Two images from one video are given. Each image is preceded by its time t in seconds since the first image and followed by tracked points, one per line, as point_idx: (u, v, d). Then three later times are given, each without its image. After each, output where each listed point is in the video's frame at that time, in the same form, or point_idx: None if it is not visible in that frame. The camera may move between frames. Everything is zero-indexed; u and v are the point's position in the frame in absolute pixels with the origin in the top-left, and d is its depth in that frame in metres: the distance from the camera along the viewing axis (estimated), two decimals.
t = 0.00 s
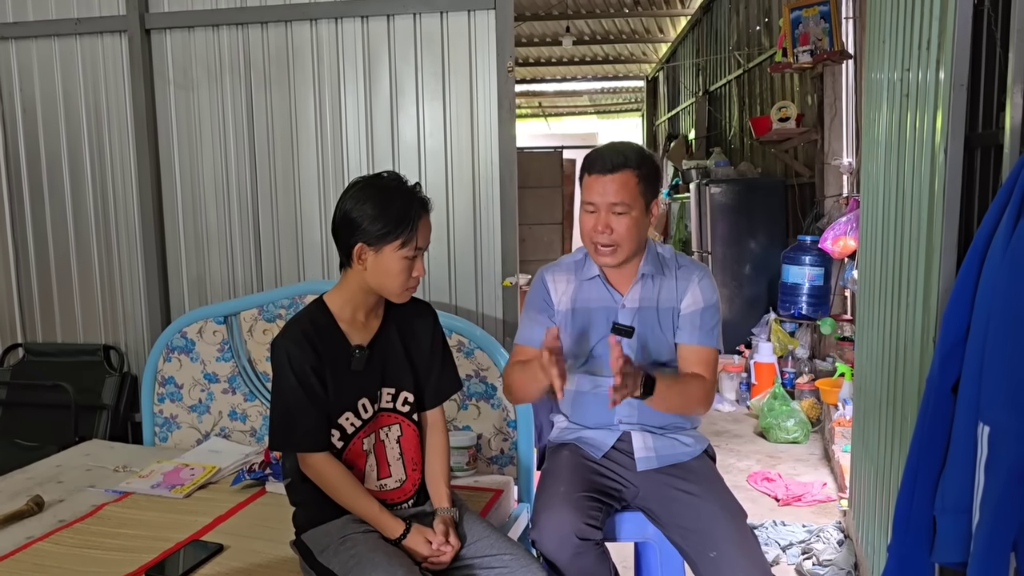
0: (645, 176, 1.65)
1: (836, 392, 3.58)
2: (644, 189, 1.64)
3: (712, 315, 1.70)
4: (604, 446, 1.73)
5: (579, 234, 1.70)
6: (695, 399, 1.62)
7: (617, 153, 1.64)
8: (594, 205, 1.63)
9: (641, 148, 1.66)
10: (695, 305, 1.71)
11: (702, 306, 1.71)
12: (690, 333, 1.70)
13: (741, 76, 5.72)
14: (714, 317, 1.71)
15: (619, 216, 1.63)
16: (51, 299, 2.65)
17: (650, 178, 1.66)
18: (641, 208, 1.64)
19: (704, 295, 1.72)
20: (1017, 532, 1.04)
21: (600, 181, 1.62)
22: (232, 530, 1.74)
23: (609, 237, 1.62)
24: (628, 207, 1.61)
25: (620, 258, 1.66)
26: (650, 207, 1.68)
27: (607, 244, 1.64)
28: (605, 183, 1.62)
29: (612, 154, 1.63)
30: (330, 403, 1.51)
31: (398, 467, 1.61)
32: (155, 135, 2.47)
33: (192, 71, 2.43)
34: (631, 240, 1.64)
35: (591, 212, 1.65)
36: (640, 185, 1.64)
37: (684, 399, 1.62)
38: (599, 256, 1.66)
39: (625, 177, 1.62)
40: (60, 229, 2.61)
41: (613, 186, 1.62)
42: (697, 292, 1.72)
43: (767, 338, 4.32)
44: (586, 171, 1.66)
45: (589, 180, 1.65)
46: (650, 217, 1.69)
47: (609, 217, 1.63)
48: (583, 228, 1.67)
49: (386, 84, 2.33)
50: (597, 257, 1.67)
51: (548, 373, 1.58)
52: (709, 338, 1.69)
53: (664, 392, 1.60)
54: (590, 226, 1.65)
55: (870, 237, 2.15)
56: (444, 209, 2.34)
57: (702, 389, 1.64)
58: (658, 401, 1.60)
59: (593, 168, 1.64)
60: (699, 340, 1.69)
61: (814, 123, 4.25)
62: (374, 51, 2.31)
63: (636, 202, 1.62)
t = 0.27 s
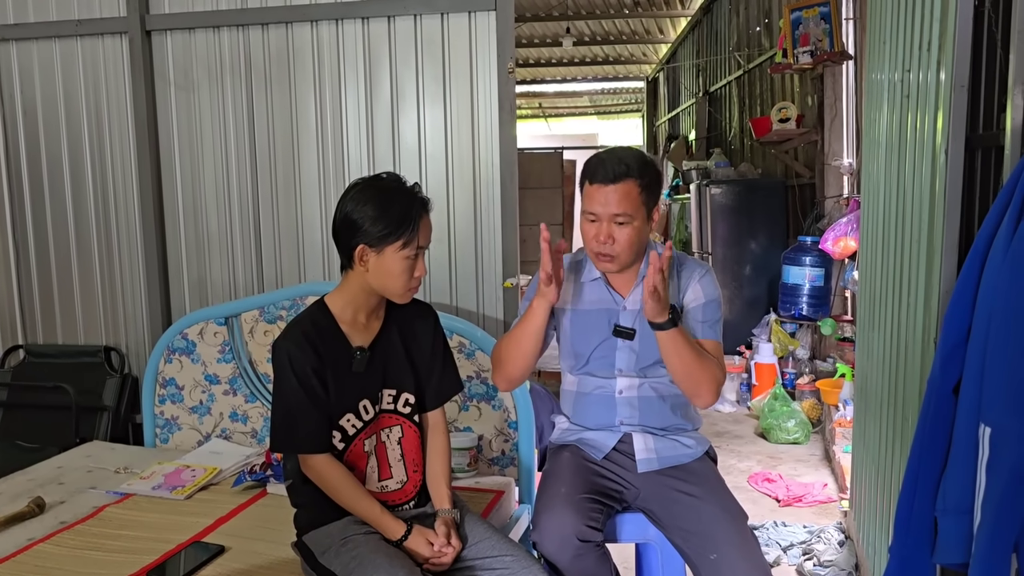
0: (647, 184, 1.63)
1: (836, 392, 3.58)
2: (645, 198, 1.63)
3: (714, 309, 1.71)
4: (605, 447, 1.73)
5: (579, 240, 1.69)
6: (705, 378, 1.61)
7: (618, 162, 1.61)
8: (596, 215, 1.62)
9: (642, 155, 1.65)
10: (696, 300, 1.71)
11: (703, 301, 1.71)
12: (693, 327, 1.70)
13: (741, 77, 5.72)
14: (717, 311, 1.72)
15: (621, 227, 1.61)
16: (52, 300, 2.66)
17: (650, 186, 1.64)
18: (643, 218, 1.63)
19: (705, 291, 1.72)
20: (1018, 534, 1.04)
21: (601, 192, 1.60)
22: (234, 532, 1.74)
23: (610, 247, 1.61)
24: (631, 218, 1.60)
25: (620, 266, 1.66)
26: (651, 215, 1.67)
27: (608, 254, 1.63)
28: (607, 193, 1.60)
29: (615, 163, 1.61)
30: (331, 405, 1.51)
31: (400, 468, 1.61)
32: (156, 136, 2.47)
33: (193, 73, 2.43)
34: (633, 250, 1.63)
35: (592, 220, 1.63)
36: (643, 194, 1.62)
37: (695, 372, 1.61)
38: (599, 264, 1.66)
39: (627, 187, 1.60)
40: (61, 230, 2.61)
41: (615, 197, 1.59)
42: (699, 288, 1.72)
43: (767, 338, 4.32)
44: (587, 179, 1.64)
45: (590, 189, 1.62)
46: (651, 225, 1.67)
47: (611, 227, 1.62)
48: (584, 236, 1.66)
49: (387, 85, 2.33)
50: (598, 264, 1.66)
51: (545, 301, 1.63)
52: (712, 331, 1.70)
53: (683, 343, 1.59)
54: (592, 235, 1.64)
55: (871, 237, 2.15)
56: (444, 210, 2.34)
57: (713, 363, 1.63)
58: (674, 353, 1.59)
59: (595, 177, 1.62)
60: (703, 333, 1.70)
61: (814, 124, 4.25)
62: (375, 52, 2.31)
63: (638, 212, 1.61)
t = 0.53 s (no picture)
0: (646, 188, 1.63)
1: (835, 391, 3.58)
2: (645, 203, 1.63)
3: (715, 310, 1.72)
4: (604, 446, 1.73)
5: (579, 244, 1.69)
6: (706, 376, 1.61)
7: (618, 167, 1.61)
8: (596, 220, 1.61)
9: (641, 159, 1.65)
10: (696, 302, 1.71)
11: (704, 302, 1.71)
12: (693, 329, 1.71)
13: (741, 76, 5.72)
14: (717, 312, 1.72)
15: (621, 232, 1.61)
16: (51, 299, 2.65)
17: (649, 190, 1.64)
18: (643, 223, 1.63)
19: (705, 292, 1.72)
20: (1017, 532, 1.04)
21: (601, 198, 1.60)
22: (233, 531, 1.74)
23: (610, 253, 1.62)
24: (631, 224, 1.60)
25: (619, 269, 1.67)
26: (651, 219, 1.67)
27: (607, 259, 1.63)
28: (607, 199, 1.59)
29: (614, 169, 1.60)
30: (330, 403, 1.51)
31: (398, 467, 1.61)
32: (154, 136, 2.47)
33: (192, 72, 2.43)
34: (632, 255, 1.64)
35: (592, 226, 1.63)
36: (643, 200, 1.62)
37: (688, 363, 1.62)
38: (599, 268, 1.66)
39: (626, 193, 1.59)
40: (60, 229, 2.61)
41: (615, 203, 1.59)
42: (699, 289, 1.72)
43: (767, 337, 4.32)
44: (587, 184, 1.63)
45: (590, 195, 1.62)
46: (650, 228, 1.68)
47: (611, 232, 1.62)
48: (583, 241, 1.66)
49: (385, 84, 2.32)
50: (597, 268, 1.67)
51: (548, 292, 1.64)
52: (711, 333, 1.71)
53: (686, 338, 1.59)
54: (591, 239, 1.64)
55: (870, 235, 2.15)
56: (443, 209, 2.34)
57: (715, 362, 1.64)
58: (677, 349, 1.59)
59: (595, 182, 1.62)
60: (703, 335, 1.71)
61: (813, 122, 4.25)
62: (374, 51, 2.31)
63: (638, 217, 1.61)
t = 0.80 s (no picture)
0: (644, 189, 1.62)
1: (834, 390, 3.58)
2: (644, 205, 1.63)
3: (713, 310, 1.72)
4: (603, 445, 1.73)
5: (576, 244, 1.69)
6: (706, 373, 1.61)
7: (616, 168, 1.61)
8: (593, 222, 1.61)
9: (639, 160, 1.64)
10: (695, 301, 1.71)
11: (702, 302, 1.71)
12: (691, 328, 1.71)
13: (739, 75, 5.72)
14: (716, 312, 1.72)
15: (618, 234, 1.61)
16: (49, 299, 2.65)
17: (648, 191, 1.64)
18: (640, 225, 1.63)
19: (704, 292, 1.72)
20: (1015, 530, 1.04)
21: (599, 199, 1.60)
22: (230, 530, 1.73)
23: (607, 254, 1.61)
24: (629, 226, 1.60)
25: (616, 270, 1.66)
26: (649, 220, 1.66)
27: (604, 259, 1.63)
28: (605, 201, 1.59)
29: (613, 170, 1.60)
30: (327, 403, 1.51)
31: (396, 466, 1.61)
32: (152, 135, 2.46)
33: (189, 71, 2.43)
34: (629, 256, 1.64)
35: (589, 227, 1.63)
36: (641, 202, 1.62)
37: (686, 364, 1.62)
38: (595, 267, 1.65)
39: (624, 195, 1.59)
40: (57, 228, 2.60)
41: (613, 205, 1.59)
42: (698, 288, 1.72)
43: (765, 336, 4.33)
44: (585, 185, 1.63)
45: (588, 196, 1.62)
46: (648, 230, 1.68)
47: (609, 234, 1.61)
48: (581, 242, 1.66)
49: (383, 83, 2.32)
50: (595, 268, 1.66)
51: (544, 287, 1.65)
52: (710, 332, 1.71)
53: (687, 334, 1.60)
54: (588, 240, 1.64)
55: (868, 234, 2.15)
56: (441, 207, 2.34)
57: (715, 360, 1.63)
58: (677, 345, 1.60)
59: (592, 184, 1.61)
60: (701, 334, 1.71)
61: (811, 121, 4.25)
62: (372, 50, 2.31)
63: (636, 219, 1.61)
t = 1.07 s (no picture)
0: (644, 188, 1.62)
1: (833, 388, 3.58)
2: (643, 204, 1.62)
3: (711, 316, 1.70)
4: (601, 444, 1.74)
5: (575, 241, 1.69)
6: (698, 401, 1.63)
7: (616, 166, 1.60)
8: (592, 219, 1.61)
9: (641, 158, 1.63)
10: (694, 306, 1.71)
11: (701, 306, 1.71)
12: (689, 334, 1.69)
13: (738, 73, 5.72)
14: (714, 318, 1.70)
15: (617, 231, 1.61)
16: (47, 298, 2.65)
17: (648, 189, 1.63)
18: (639, 223, 1.63)
19: (703, 295, 1.72)
20: (1013, 529, 1.04)
21: (599, 196, 1.60)
22: (229, 529, 1.73)
23: (605, 251, 1.61)
24: (627, 224, 1.60)
25: (614, 268, 1.66)
26: (648, 218, 1.66)
27: (603, 256, 1.63)
28: (604, 199, 1.59)
29: (612, 168, 1.59)
30: (325, 402, 1.51)
31: (395, 464, 1.61)
32: (150, 133, 2.46)
33: (187, 69, 2.42)
34: (628, 254, 1.64)
35: (588, 223, 1.63)
36: (640, 200, 1.61)
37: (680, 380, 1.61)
38: (593, 265, 1.66)
39: (624, 192, 1.59)
40: (55, 227, 2.60)
41: (613, 202, 1.59)
42: (697, 292, 1.72)
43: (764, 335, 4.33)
44: (585, 181, 1.63)
45: (588, 192, 1.62)
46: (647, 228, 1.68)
47: (607, 231, 1.62)
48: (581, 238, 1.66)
49: (382, 82, 2.32)
50: (592, 266, 1.66)
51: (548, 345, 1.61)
52: (708, 340, 1.69)
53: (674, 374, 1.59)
54: (587, 237, 1.64)
55: (867, 232, 2.15)
56: (439, 206, 2.34)
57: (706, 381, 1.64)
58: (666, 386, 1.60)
59: (593, 180, 1.61)
60: (698, 341, 1.69)
61: (810, 120, 4.25)
62: (370, 48, 2.31)
63: (634, 218, 1.61)
